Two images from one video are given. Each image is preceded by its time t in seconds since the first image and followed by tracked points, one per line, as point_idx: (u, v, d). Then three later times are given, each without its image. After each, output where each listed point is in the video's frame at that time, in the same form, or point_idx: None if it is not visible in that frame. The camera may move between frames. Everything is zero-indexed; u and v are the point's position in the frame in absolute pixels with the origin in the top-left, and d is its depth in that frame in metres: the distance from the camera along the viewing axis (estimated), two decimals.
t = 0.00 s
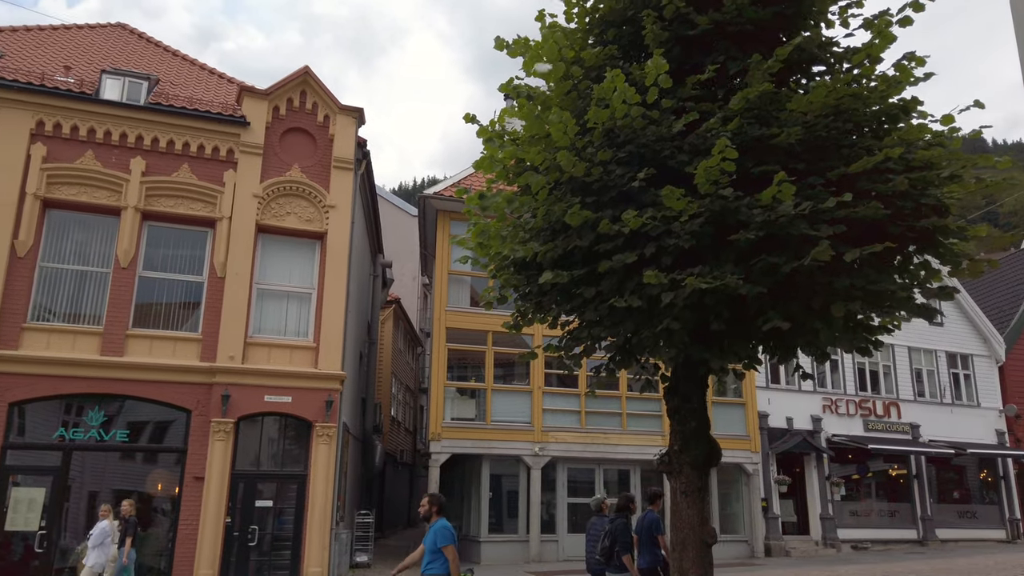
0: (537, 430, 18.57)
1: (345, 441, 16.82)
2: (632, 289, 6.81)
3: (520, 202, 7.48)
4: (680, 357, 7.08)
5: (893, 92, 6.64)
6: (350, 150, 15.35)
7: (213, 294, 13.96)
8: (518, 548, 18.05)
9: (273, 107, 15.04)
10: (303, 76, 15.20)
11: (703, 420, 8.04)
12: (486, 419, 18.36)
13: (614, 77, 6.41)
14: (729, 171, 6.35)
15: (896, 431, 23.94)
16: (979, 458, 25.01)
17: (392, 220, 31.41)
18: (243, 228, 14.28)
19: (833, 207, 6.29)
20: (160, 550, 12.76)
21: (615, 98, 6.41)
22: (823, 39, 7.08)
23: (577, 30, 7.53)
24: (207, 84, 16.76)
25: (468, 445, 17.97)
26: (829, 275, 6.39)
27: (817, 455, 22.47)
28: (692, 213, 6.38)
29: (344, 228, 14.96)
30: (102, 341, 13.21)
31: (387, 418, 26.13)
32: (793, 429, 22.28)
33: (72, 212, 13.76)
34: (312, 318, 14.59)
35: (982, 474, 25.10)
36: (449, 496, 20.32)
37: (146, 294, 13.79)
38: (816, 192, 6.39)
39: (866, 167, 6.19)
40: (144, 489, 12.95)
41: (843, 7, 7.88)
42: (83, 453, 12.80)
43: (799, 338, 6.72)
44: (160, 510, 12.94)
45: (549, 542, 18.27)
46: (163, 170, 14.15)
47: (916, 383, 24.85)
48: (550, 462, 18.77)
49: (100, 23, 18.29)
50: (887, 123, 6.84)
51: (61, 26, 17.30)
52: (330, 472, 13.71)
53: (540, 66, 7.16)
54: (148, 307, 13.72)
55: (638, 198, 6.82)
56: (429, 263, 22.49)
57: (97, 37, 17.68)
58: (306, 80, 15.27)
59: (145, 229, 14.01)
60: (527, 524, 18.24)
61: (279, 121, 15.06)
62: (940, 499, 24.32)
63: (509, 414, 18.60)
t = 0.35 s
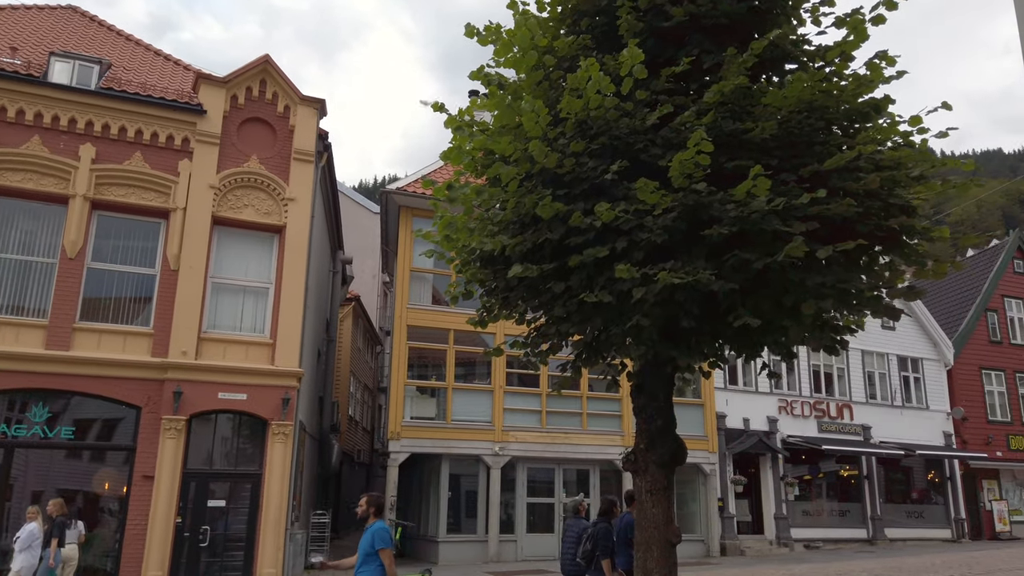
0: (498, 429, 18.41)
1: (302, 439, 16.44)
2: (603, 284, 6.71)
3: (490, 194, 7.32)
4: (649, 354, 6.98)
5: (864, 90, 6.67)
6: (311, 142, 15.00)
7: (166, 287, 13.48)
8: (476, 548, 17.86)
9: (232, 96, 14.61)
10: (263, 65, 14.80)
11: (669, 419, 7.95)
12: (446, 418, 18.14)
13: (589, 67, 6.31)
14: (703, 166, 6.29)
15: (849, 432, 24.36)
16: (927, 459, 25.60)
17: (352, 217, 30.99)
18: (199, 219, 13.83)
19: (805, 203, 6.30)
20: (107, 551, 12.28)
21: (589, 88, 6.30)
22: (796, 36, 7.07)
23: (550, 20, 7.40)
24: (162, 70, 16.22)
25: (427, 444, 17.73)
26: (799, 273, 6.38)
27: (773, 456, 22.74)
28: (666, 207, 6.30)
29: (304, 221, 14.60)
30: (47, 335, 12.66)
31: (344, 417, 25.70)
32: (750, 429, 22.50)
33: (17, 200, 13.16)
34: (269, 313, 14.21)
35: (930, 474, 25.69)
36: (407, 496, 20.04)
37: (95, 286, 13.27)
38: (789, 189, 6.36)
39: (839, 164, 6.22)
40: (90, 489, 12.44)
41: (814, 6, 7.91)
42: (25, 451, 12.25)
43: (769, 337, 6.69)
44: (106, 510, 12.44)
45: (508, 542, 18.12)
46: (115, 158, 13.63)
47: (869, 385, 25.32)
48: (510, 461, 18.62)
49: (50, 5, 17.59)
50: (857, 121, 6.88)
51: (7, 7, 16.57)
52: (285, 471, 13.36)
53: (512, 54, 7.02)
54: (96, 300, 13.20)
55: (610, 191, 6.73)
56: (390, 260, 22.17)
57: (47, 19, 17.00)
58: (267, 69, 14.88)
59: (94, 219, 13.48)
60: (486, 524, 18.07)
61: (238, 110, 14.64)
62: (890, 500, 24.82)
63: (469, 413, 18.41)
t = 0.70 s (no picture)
0: (464, 428, 18.20)
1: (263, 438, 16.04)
2: (579, 279, 6.57)
3: (463, 186, 7.13)
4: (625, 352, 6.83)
5: (841, 88, 6.65)
6: (276, 133, 14.63)
7: (122, 280, 13.01)
8: (440, 549, 17.63)
9: (194, 84, 14.17)
10: (227, 53, 14.39)
11: (642, 418, 7.83)
12: (412, 417, 17.87)
13: (568, 55, 6.17)
14: (682, 159, 6.19)
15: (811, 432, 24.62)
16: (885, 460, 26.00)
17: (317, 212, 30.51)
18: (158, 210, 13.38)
19: (784, 200, 6.24)
20: (57, 552, 11.79)
21: (568, 77, 6.16)
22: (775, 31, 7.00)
23: (527, 9, 7.24)
24: (122, 57, 15.69)
25: (392, 443, 17.45)
26: (777, 270, 6.29)
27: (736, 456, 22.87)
28: (645, 201, 6.18)
29: (267, 214, 14.22)
30: None
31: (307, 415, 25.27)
32: (715, 429, 22.59)
33: None
34: (230, 307, 13.81)
35: (888, 474, 26.10)
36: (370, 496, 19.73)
37: (48, 279, 12.76)
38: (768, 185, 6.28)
39: (818, 161, 6.17)
40: (40, 489, 11.94)
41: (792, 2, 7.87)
42: None
43: (745, 335, 6.60)
44: (57, 511, 11.95)
45: (472, 542, 17.90)
46: (70, 146, 13.12)
47: (831, 386, 25.62)
48: (475, 461, 18.42)
49: None
50: (835, 120, 6.85)
51: None
52: (246, 470, 13.01)
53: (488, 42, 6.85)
54: (49, 293, 12.68)
55: (587, 184, 6.60)
56: (355, 256, 21.80)
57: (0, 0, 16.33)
58: (231, 57, 14.47)
59: (48, 208, 12.96)
60: (450, 524, 17.84)
61: (200, 98, 14.21)
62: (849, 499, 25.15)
63: (435, 412, 18.16)
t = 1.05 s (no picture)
0: (429, 427, 17.95)
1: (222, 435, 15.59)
2: (557, 271, 6.41)
3: (438, 175, 6.92)
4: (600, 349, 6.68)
5: (821, 84, 6.60)
6: (239, 123, 14.21)
7: (75, 272, 12.50)
8: (404, 549, 17.34)
9: (153, 70, 13.68)
10: (189, 39, 13.92)
11: (616, 416, 7.69)
12: (376, 415, 17.55)
13: (549, 42, 6.02)
14: (663, 151, 6.07)
15: (773, 432, 24.82)
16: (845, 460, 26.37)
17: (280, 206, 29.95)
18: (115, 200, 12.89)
19: (765, 194, 6.16)
20: (3, 554, 11.27)
21: (549, 64, 6.00)
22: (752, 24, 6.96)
23: None
24: (78, 40, 15.11)
25: (356, 442, 17.12)
26: (757, 266, 6.20)
27: (701, 455, 22.96)
28: (625, 193, 6.05)
29: (229, 205, 13.81)
30: None
31: (267, 413, 24.73)
32: (679, 429, 22.64)
33: None
34: (189, 301, 13.36)
35: (847, 474, 26.49)
36: (331, 496, 19.36)
37: None
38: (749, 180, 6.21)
39: (799, 155, 6.10)
40: None
41: None
42: None
43: (723, 333, 6.48)
44: (3, 511, 11.42)
45: (436, 543, 17.65)
46: (22, 131, 12.56)
47: (792, 387, 25.88)
48: (440, 460, 18.17)
49: None
50: (814, 115, 6.81)
51: None
52: (205, 469, 12.60)
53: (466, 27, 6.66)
54: None
55: (566, 176, 6.45)
56: (319, 251, 21.38)
57: None
58: (193, 43, 14.00)
59: None
60: (414, 524, 17.57)
61: (160, 85, 13.73)
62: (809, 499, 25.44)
63: (399, 410, 17.86)
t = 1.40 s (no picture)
0: (399, 426, 17.68)
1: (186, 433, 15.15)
2: (540, 264, 6.24)
3: (417, 164, 6.71)
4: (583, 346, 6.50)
5: (808, 77, 6.52)
6: (207, 113, 13.81)
7: (33, 264, 12.00)
8: (372, 550, 17.03)
9: (117, 58, 13.22)
10: (155, 27, 13.49)
11: (597, 413, 7.53)
12: (345, 414, 17.22)
13: (535, 27, 5.84)
14: (650, 141, 5.93)
15: (742, 432, 24.94)
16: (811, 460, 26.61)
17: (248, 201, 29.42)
18: (76, 190, 12.42)
19: (753, 187, 6.05)
20: None
21: (535, 49, 5.83)
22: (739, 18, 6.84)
23: None
24: (38, 25, 14.57)
25: (324, 441, 16.79)
26: (744, 260, 6.09)
27: (671, 455, 22.98)
28: (611, 184, 5.90)
29: (196, 197, 13.42)
30: None
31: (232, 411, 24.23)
32: (650, 429, 22.62)
33: None
34: (152, 295, 12.94)
35: (813, 474, 26.74)
36: (298, 496, 18.98)
37: None
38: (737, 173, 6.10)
39: (787, 148, 6.00)
40: None
41: None
42: None
43: (707, 329, 6.35)
44: None
45: (405, 543, 17.38)
46: None
47: (761, 387, 26.04)
48: (410, 459, 17.90)
49: None
50: (799, 110, 6.73)
51: None
52: (167, 468, 12.22)
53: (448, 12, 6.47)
54: None
55: (550, 166, 6.29)
56: (287, 247, 20.97)
57: None
58: (159, 31, 13.57)
59: None
60: (383, 524, 17.28)
61: (125, 73, 13.27)
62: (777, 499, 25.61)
63: (369, 409, 17.56)
